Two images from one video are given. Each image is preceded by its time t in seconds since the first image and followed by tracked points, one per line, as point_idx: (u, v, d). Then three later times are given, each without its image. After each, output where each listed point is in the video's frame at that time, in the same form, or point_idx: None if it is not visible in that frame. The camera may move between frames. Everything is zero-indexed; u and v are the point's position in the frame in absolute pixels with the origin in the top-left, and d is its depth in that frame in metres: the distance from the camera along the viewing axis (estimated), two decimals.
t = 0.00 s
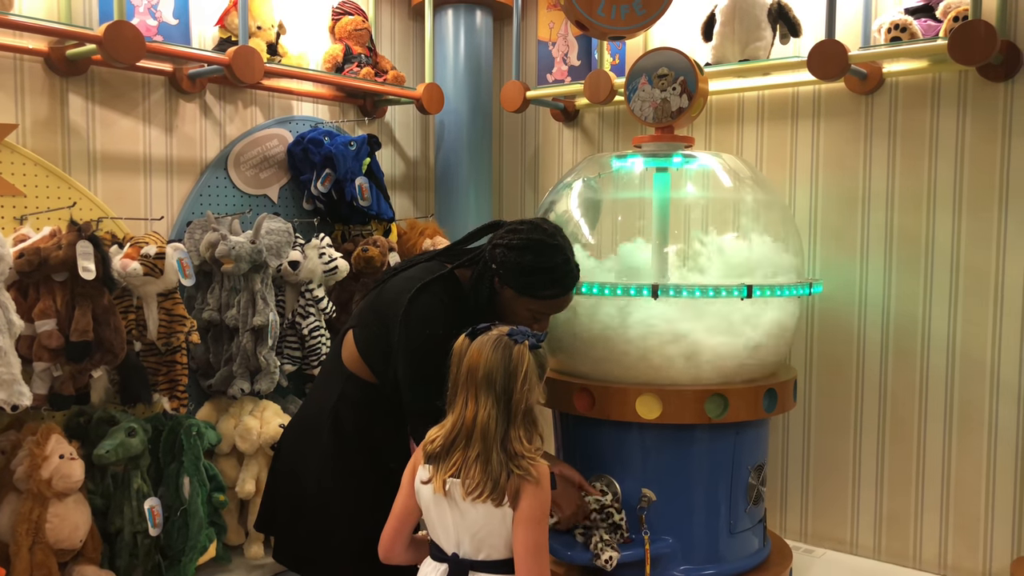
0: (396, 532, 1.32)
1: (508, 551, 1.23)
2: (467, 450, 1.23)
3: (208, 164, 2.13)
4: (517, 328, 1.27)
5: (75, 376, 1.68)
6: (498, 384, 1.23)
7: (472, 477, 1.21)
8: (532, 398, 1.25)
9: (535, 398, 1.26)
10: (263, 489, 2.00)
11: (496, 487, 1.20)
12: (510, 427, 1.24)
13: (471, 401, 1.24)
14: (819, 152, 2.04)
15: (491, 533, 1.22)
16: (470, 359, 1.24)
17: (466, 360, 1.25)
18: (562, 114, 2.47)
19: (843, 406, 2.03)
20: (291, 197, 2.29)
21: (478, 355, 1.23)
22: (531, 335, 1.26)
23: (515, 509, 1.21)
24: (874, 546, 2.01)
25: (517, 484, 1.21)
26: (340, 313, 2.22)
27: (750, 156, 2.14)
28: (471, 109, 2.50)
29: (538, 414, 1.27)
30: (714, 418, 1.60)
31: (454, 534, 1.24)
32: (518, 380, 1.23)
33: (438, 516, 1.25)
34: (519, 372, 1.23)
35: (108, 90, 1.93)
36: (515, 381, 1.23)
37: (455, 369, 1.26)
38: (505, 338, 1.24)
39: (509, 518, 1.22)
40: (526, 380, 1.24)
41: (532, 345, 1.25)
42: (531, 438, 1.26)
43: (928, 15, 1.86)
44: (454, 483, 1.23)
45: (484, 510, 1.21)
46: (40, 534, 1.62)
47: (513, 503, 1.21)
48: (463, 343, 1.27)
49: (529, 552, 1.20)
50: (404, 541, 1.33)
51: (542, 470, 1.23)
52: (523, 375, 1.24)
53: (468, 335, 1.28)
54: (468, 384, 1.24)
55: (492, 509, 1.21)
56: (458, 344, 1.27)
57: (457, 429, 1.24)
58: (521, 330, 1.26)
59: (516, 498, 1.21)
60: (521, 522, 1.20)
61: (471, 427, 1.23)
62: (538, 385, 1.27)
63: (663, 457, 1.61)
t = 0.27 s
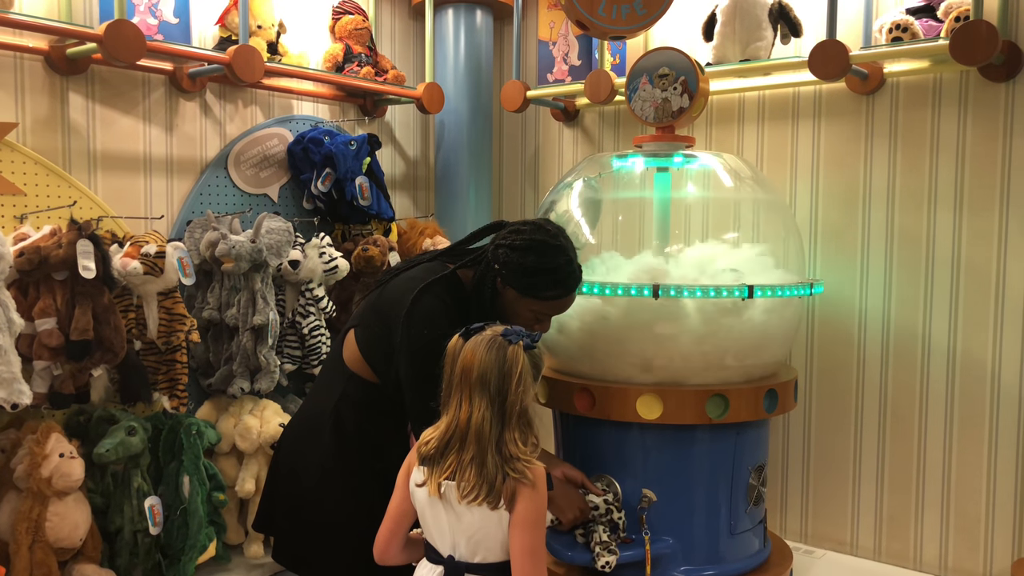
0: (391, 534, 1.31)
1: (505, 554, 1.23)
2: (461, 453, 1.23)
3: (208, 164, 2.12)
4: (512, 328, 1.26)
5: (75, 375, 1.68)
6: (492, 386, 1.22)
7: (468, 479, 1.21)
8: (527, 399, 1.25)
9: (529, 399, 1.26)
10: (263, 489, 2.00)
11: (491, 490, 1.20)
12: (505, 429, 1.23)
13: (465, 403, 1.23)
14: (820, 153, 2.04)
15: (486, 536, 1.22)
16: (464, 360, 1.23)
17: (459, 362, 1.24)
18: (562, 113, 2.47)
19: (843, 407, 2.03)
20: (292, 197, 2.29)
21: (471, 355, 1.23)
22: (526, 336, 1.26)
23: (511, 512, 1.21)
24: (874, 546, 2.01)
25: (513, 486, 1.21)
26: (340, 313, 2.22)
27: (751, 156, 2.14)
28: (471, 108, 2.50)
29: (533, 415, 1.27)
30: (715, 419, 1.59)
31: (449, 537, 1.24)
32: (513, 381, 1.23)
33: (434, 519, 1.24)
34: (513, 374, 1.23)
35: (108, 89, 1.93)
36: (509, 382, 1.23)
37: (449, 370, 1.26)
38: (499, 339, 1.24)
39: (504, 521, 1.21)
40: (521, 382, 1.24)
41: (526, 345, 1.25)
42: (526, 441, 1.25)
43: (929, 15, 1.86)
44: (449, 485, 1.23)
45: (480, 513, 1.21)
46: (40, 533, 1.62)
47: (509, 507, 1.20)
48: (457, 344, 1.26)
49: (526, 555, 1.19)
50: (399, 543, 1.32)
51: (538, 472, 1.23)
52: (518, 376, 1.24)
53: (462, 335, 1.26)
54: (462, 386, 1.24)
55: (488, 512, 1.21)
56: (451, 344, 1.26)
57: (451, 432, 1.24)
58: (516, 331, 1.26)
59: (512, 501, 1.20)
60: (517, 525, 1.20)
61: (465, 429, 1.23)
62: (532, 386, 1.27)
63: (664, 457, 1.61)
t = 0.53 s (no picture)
0: (389, 536, 1.31)
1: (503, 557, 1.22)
2: (460, 455, 1.22)
3: (212, 162, 2.12)
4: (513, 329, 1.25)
5: (79, 373, 1.68)
6: (492, 389, 1.22)
7: (467, 483, 1.20)
8: (527, 401, 1.25)
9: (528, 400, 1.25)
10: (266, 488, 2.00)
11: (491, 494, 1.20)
12: (504, 432, 1.22)
13: (465, 405, 1.23)
14: (825, 153, 2.03)
15: (485, 539, 1.21)
16: (463, 361, 1.23)
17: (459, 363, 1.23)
18: (567, 113, 2.46)
19: (848, 407, 2.03)
20: (296, 196, 2.28)
21: (471, 356, 1.22)
22: (526, 337, 1.25)
23: (510, 516, 1.20)
24: (879, 548, 2.00)
25: (512, 490, 1.20)
26: (344, 312, 2.22)
27: (756, 156, 2.14)
28: (476, 107, 2.50)
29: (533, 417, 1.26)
30: (720, 419, 1.59)
31: (448, 539, 1.23)
32: (513, 383, 1.22)
33: (433, 520, 1.24)
34: (513, 376, 1.22)
35: (112, 87, 1.92)
36: (509, 383, 1.22)
37: (449, 370, 1.25)
38: (500, 340, 1.23)
39: (504, 525, 1.21)
40: (521, 384, 1.23)
41: (526, 346, 1.24)
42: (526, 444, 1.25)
43: (936, 15, 1.85)
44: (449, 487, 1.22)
45: (479, 517, 1.21)
46: (44, 531, 1.62)
47: (508, 511, 1.20)
48: (457, 345, 1.25)
49: (525, 559, 1.19)
50: (398, 545, 1.32)
51: (538, 476, 1.23)
52: (518, 379, 1.23)
53: (462, 335, 1.26)
54: (462, 387, 1.23)
55: (487, 515, 1.20)
56: (452, 344, 1.26)
57: (450, 433, 1.23)
58: (516, 332, 1.25)
59: (511, 505, 1.20)
60: (516, 529, 1.20)
61: (464, 431, 1.22)
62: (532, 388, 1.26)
63: (668, 457, 1.61)
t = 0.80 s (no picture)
0: (390, 538, 1.31)
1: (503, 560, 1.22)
2: (459, 458, 1.22)
3: (216, 163, 2.13)
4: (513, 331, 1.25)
5: (83, 373, 1.69)
6: (491, 392, 1.22)
7: (466, 486, 1.20)
8: (527, 405, 1.24)
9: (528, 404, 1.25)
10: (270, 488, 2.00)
11: (489, 498, 1.19)
12: (503, 435, 1.22)
13: (464, 407, 1.23)
14: (830, 154, 2.03)
15: (485, 543, 1.21)
16: (463, 362, 1.23)
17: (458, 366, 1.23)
18: (570, 113, 2.46)
19: (852, 408, 2.03)
20: (299, 196, 2.29)
21: (471, 358, 1.22)
22: (526, 339, 1.25)
23: (509, 520, 1.20)
24: (882, 549, 2.00)
25: (512, 494, 1.20)
26: (348, 312, 2.22)
27: (760, 157, 2.13)
28: (480, 108, 2.50)
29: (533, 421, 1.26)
30: (723, 420, 1.59)
31: (448, 542, 1.23)
32: (513, 386, 1.22)
33: (433, 523, 1.24)
34: (513, 379, 1.22)
35: (117, 88, 1.93)
36: (509, 386, 1.22)
37: (449, 372, 1.26)
38: (499, 342, 1.23)
39: (503, 529, 1.21)
40: (521, 387, 1.23)
41: (527, 348, 1.24)
42: (526, 448, 1.25)
43: (940, 16, 1.85)
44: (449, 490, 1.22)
45: (478, 520, 1.21)
46: (48, 531, 1.63)
47: (507, 515, 1.20)
48: (457, 346, 1.26)
49: (524, 563, 1.19)
50: (399, 547, 1.32)
51: (538, 480, 1.22)
52: (517, 383, 1.22)
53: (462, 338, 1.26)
54: (462, 389, 1.23)
55: (486, 518, 1.20)
56: (451, 345, 1.26)
57: (450, 436, 1.23)
58: (516, 334, 1.24)
59: (510, 509, 1.20)
60: (516, 533, 1.20)
61: (464, 434, 1.22)
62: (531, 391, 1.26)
63: (671, 458, 1.61)
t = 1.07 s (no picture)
0: (391, 540, 1.30)
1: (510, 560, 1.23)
2: (464, 465, 1.21)
3: (219, 164, 2.13)
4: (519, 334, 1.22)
5: (85, 374, 1.69)
6: (497, 400, 1.20)
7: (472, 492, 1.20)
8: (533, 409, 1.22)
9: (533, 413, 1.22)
10: (271, 489, 2.00)
11: (495, 505, 1.19)
12: (507, 441, 1.21)
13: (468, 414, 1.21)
14: (832, 156, 2.03)
15: (491, 545, 1.21)
16: (468, 368, 1.21)
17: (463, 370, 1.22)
18: (572, 115, 2.46)
19: (853, 410, 2.02)
20: (301, 197, 2.29)
21: (476, 362, 1.20)
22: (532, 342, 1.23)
23: (517, 523, 1.20)
24: (883, 551, 1.99)
25: (519, 498, 1.19)
26: (349, 313, 2.22)
27: (762, 159, 2.13)
28: (482, 109, 2.50)
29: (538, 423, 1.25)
30: (724, 422, 1.59)
31: (453, 545, 1.23)
32: (520, 392, 1.20)
33: (437, 526, 1.24)
34: (521, 385, 1.20)
35: (120, 89, 1.93)
36: (517, 392, 1.21)
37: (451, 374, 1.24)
38: (506, 347, 1.20)
39: (511, 531, 1.21)
40: (527, 392, 1.21)
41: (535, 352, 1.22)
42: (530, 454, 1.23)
43: (943, 18, 1.85)
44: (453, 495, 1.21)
45: (487, 522, 1.21)
46: (50, 532, 1.63)
47: (515, 517, 1.20)
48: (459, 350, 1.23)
49: (532, 564, 1.19)
50: (400, 549, 1.32)
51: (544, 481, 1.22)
52: (523, 390, 1.21)
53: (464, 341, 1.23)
54: (469, 396, 1.22)
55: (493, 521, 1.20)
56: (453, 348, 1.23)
57: (454, 442, 1.22)
58: (523, 337, 1.22)
59: (518, 512, 1.20)
60: (523, 535, 1.20)
61: (469, 440, 1.21)
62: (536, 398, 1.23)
63: (672, 460, 1.61)
